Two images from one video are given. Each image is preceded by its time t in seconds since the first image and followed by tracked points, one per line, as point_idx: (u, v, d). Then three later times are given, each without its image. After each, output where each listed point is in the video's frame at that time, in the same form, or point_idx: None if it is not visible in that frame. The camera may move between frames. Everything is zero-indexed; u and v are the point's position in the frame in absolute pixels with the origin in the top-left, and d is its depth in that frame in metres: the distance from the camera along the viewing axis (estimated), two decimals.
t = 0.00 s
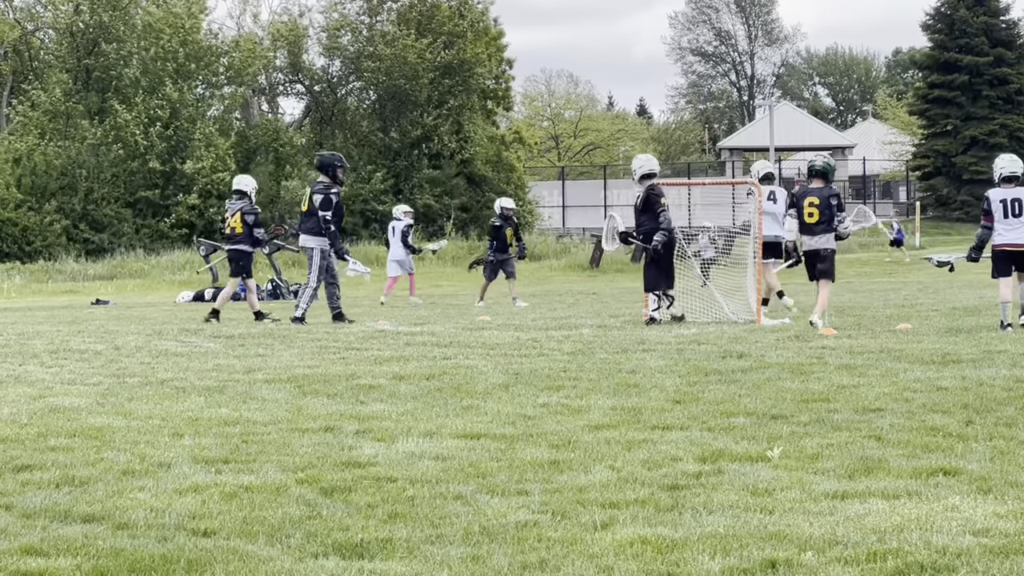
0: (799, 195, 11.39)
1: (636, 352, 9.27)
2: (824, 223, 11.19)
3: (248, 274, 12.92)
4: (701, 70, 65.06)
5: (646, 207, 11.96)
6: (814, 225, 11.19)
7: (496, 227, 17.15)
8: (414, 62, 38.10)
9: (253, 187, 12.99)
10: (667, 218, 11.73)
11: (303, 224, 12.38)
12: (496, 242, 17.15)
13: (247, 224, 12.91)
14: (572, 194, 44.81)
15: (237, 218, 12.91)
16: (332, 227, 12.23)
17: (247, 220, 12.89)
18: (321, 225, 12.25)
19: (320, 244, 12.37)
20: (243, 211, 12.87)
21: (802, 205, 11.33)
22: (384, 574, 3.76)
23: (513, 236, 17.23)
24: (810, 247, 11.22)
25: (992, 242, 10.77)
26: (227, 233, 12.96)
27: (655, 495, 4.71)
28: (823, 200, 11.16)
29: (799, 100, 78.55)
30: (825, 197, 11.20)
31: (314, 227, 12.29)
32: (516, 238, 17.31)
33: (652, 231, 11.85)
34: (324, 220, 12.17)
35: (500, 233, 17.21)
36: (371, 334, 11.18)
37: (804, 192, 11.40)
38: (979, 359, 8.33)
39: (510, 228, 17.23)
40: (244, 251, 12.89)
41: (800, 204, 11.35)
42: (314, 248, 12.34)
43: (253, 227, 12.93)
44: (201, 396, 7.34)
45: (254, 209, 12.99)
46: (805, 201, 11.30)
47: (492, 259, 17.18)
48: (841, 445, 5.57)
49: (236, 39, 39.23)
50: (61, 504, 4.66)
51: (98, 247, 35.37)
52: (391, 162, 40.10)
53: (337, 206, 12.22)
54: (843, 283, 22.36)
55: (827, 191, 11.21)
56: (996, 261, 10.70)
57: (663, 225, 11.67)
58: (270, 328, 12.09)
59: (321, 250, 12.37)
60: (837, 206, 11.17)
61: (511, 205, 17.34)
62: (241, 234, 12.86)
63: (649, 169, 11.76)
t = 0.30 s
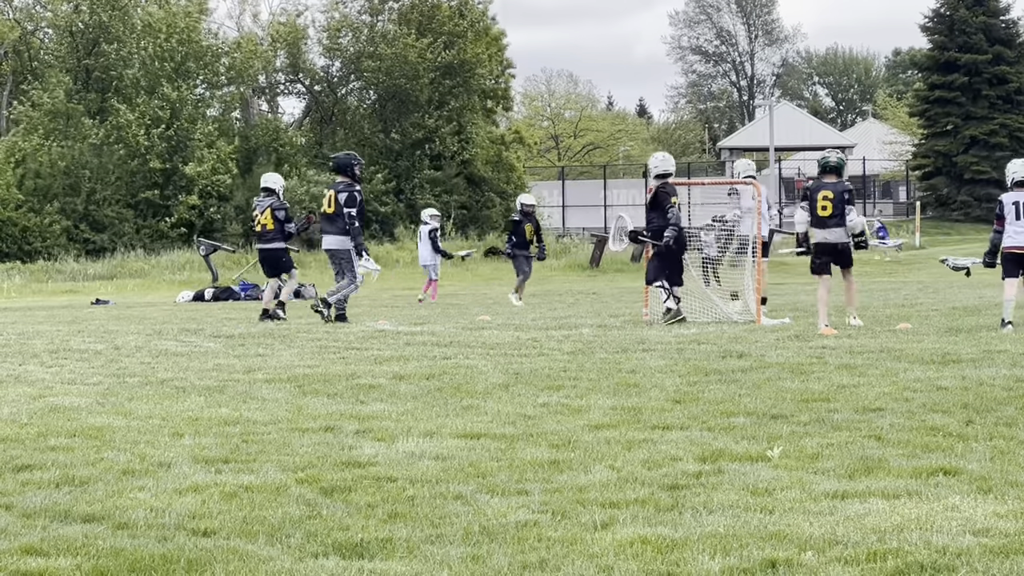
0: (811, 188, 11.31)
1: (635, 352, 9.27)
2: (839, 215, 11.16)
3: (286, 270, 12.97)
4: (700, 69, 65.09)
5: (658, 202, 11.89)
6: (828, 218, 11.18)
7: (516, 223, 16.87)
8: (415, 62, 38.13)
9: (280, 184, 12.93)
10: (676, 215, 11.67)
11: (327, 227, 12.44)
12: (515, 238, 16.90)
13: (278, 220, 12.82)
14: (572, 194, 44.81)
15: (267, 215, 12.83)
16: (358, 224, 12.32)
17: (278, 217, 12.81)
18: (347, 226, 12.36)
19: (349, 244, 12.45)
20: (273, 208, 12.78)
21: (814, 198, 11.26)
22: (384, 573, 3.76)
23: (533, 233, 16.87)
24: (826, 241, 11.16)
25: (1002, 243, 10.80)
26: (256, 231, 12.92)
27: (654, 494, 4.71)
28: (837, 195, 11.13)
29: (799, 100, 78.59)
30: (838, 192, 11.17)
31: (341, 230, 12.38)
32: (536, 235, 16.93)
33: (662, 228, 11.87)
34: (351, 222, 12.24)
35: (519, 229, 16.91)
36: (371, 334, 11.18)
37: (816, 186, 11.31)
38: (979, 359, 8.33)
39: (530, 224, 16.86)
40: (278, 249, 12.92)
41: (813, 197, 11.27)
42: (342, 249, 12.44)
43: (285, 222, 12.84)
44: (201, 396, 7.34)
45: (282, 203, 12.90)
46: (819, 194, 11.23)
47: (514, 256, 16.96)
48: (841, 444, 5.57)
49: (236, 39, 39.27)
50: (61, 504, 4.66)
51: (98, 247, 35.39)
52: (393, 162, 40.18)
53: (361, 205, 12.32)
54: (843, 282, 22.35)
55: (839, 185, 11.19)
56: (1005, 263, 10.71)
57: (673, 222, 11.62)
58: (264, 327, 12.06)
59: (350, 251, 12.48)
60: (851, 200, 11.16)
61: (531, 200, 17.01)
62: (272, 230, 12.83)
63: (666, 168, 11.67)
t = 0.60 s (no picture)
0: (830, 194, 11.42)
1: (636, 352, 9.27)
2: (856, 224, 11.33)
3: (313, 271, 12.92)
4: (701, 69, 65.11)
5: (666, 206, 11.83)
6: (845, 225, 11.32)
7: (534, 228, 16.75)
8: (414, 60, 38.13)
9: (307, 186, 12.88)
10: (679, 217, 11.63)
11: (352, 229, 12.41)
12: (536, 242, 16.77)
13: (304, 224, 12.84)
14: (572, 194, 44.80)
15: (293, 219, 12.84)
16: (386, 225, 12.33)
17: (304, 221, 12.83)
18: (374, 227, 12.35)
19: (376, 245, 12.38)
20: (298, 212, 12.81)
21: (832, 204, 11.37)
22: (384, 574, 3.76)
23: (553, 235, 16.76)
24: (842, 247, 11.32)
25: (1014, 241, 10.89)
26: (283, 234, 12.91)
27: (654, 495, 4.71)
28: (856, 203, 11.26)
29: (799, 101, 78.63)
30: (857, 201, 11.30)
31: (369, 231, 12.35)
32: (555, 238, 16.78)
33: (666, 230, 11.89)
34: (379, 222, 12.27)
35: (537, 233, 16.78)
36: (371, 335, 11.18)
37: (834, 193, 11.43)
38: (979, 360, 8.33)
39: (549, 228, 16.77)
40: (306, 251, 12.85)
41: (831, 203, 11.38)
42: (367, 251, 12.38)
43: (310, 226, 12.86)
44: (201, 396, 7.34)
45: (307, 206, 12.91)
46: (837, 201, 11.34)
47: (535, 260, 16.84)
48: (841, 445, 5.57)
49: (236, 39, 39.23)
50: (61, 504, 4.66)
51: (98, 247, 35.39)
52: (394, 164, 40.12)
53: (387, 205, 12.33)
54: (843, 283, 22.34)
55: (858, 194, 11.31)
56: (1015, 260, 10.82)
57: (674, 225, 11.58)
58: (261, 329, 12.06)
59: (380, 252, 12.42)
60: (868, 211, 11.33)
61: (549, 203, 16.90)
62: (297, 233, 12.82)
63: (674, 169, 11.64)
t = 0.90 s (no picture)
0: (835, 190, 11.55)
1: (636, 352, 9.28)
2: (863, 218, 11.47)
3: (325, 270, 12.96)
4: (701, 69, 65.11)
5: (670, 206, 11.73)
6: (852, 219, 11.44)
7: (551, 224, 16.54)
8: (412, 59, 38.13)
9: (321, 184, 13.01)
10: (683, 216, 11.57)
11: (380, 227, 12.34)
12: (553, 239, 16.61)
13: (318, 222, 12.94)
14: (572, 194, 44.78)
15: (308, 216, 12.95)
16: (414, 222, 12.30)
17: (318, 218, 12.92)
18: (404, 225, 12.29)
19: (404, 243, 12.37)
20: (313, 210, 12.88)
21: (838, 199, 11.50)
22: (384, 573, 3.76)
23: (571, 230, 16.55)
24: (849, 241, 11.43)
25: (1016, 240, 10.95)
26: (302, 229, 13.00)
27: (654, 495, 4.71)
28: (861, 197, 11.42)
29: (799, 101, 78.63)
30: (862, 194, 11.46)
31: (397, 229, 12.29)
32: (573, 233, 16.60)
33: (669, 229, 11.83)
34: (406, 220, 12.23)
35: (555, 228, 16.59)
36: (371, 335, 11.19)
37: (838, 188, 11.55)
38: (979, 360, 8.33)
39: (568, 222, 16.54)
40: (324, 248, 12.97)
41: (837, 198, 11.49)
42: (398, 248, 12.34)
43: (324, 224, 12.96)
44: (200, 397, 7.34)
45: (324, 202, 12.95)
46: (843, 196, 11.47)
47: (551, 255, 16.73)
48: (841, 445, 5.57)
49: (236, 39, 39.23)
50: (61, 505, 4.66)
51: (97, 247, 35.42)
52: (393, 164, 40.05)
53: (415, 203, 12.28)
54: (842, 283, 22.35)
55: (862, 189, 11.47)
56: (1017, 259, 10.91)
57: (676, 225, 11.53)
58: (260, 330, 12.08)
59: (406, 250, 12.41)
60: (872, 205, 11.50)
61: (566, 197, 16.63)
62: (314, 229, 12.94)
63: (679, 168, 11.68)
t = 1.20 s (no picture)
0: (830, 189, 11.56)
1: (635, 352, 9.29)
2: (859, 216, 11.56)
3: (339, 272, 12.98)
4: (701, 69, 65.12)
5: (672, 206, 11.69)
6: (849, 217, 11.49)
7: (570, 228, 16.53)
8: (411, 59, 38.15)
9: (339, 187, 13.11)
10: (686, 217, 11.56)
11: (401, 229, 12.49)
12: (572, 243, 16.57)
13: (334, 223, 12.97)
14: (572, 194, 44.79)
15: (324, 218, 12.98)
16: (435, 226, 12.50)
17: (334, 219, 12.95)
18: (425, 227, 12.47)
19: (422, 246, 12.48)
20: (330, 211, 12.91)
21: (834, 198, 11.52)
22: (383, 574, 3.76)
23: (589, 236, 16.53)
24: (849, 239, 11.47)
25: None
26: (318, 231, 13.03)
27: (654, 495, 4.71)
28: (857, 195, 11.48)
29: (799, 101, 78.66)
30: (858, 192, 11.52)
31: (417, 232, 12.44)
32: (592, 238, 16.59)
33: (671, 230, 11.79)
34: (429, 222, 12.43)
35: (574, 233, 16.58)
36: (371, 335, 11.21)
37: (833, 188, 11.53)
38: (979, 360, 8.35)
39: (587, 227, 16.54)
40: (338, 250, 13.02)
41: (834, 197, 11.51)
42: (416, 249, 12.46)
43: (340, 226, 12.98)
44: (200, 397, 7.34)
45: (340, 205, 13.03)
46: (839, 195, 11.50)
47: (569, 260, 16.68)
48: (841, 445, 5.57)
49: (236, 39, 39.24)
50: (61, 505, 4.66)
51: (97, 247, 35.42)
52: (392, 164, 39.91)
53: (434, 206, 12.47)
54: (842, 284, 22.39)
55: (856, 185, 11.52)
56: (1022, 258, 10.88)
57: (679, 228, 11.55)
58: (260, 330, 12.10)
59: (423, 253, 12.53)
60: (866, 201, 11.59)
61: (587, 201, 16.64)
62: (331, 231, 12.96)
63: (679, 168, 11.64)
